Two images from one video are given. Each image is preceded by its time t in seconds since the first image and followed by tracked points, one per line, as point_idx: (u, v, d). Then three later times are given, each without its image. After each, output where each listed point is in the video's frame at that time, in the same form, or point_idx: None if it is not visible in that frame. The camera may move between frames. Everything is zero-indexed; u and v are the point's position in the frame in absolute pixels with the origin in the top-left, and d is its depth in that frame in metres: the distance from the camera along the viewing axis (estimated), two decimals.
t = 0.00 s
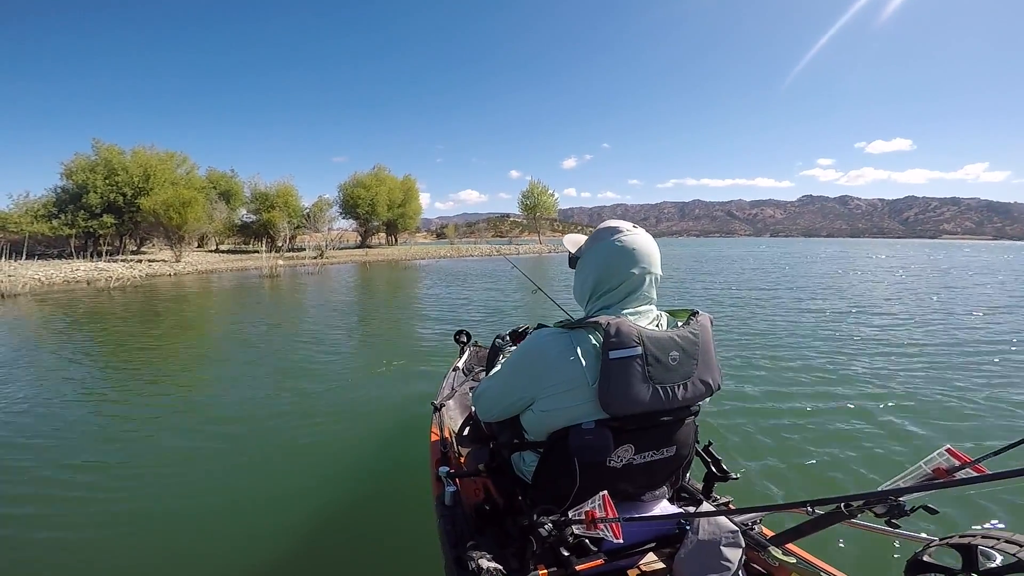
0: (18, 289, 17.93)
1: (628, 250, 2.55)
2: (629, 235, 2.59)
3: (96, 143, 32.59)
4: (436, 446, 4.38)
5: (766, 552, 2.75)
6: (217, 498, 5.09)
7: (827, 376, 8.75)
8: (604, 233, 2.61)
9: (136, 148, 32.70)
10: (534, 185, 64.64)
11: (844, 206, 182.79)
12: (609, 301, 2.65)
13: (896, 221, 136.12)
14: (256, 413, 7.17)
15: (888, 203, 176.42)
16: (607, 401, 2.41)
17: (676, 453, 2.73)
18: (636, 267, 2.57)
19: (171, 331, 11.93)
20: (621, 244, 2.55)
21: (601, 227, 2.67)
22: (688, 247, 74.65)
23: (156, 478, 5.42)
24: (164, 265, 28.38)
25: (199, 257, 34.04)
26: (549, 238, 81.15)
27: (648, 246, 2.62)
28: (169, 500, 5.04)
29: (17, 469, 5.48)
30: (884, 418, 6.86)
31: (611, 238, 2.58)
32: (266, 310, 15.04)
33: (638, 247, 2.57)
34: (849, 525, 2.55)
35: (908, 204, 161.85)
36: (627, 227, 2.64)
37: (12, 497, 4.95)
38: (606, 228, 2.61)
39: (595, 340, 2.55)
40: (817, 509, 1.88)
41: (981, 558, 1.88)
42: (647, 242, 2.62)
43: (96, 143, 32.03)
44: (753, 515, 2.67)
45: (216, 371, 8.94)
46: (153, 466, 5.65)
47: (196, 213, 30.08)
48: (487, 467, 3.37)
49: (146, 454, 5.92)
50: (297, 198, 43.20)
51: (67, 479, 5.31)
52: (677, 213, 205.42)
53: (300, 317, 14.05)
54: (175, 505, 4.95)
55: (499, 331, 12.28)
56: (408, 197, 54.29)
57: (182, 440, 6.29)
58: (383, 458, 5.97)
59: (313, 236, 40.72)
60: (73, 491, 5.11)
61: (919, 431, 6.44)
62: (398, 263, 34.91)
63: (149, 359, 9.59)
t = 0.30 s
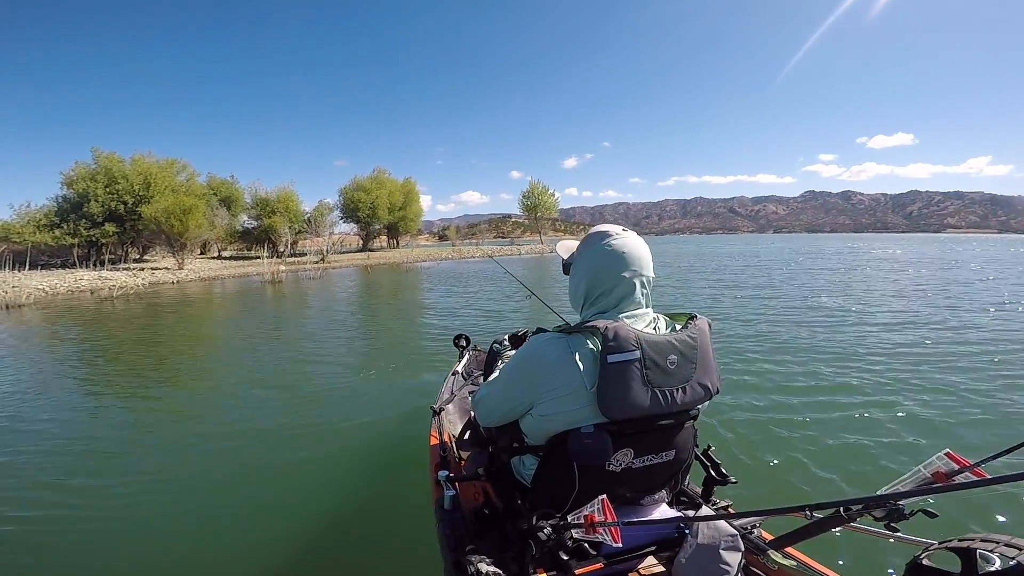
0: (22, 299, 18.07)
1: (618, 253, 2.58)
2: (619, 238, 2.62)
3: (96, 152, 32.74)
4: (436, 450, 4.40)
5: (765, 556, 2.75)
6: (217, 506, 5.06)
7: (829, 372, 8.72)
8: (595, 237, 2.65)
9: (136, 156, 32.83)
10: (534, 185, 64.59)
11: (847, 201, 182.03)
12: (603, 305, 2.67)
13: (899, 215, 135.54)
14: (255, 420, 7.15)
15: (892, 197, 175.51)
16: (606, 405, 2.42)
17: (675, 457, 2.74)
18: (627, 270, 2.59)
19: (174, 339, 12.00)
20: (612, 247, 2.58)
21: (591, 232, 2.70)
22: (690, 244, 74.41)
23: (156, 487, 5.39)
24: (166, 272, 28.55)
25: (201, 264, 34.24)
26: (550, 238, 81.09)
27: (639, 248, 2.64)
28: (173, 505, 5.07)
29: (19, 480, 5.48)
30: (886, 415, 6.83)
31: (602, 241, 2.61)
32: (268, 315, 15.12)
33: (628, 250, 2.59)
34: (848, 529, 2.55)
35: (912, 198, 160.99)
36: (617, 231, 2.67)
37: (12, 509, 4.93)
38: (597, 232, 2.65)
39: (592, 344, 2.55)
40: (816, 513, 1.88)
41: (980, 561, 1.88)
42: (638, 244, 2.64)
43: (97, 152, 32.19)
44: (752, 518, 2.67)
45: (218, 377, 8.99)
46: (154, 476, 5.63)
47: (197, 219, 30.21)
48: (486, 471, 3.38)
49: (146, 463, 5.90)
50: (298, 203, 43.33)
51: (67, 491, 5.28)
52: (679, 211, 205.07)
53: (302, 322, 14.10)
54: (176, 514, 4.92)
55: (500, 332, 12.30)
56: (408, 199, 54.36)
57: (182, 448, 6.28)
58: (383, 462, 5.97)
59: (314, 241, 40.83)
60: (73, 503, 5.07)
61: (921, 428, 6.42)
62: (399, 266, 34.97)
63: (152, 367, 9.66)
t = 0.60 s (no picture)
0: (27, 301, 18.22)
1: (612, 257, 2.58)
2: (613, 242, 2.62)
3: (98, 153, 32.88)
4: (436, 452, 4.40)
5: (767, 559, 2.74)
6: (217, 509, 5.05)
7: (831, 371, 8.69)
8: (588, 242, 2.66)
9: (138, 156, 32.96)
10: (536, 183, 64.46)
11: (851, 198, 181.22)
12: (601, 310, 2.66)
13: (904, 212, 134.78)
14: (254, 421, 7.13)
15: (896, 194, 174.57)
16: (608, 409, 2.41)
17: (677, 460, 2.73)
18: (622, 273, 2.59)
19: (176, 340, 12.04)
20: (606, 251, 2.58)
21: (586, 236, 2.71)
22: (693, 242, 74.11)
23: (156, 491, 5.37)
24: (169, 273, 28.66)
25: (204, 265, 34.39)
26: (553, 237, 80.98)
27: (633, 251, 2.64)
28: (174, 506, 5.09)
29: (21, 483, 5.49)
30: (890, 414, 6.79)
31: (596, 246, 2.62)
32: (270, 316, 15.19)
33: (623, 253, 2.59)
34: (849, 532, 2.55)
35: (916, 195, 160.17)
36: (611, 234, 2.67)
37: (12, 514, 4.92)
38: (590, 236, 2.65)
39: (593, 348, 2.54)
40: (819, 515, 1.87)
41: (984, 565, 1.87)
42: (631, 247, 2.64)
43: (99, 154, 32.34)
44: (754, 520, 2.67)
45: (220, 378, 9.03)
46: (154, 479, 5.61)
47: (199, 220, 30.34)
48: (488, 474, 3.39)
49: (146, 467, 5.87)
50: (300, 203, 43.42)
51: (68, 495, 5.27)
52: (682, 209, 204.51)
53: (304, 322, 14.16)
54: (177, 517, 4.91)
55: (502, 332, 12.30)
56: (410, 198, 54.39)
57: (184, 450, 6.28)
58: (384, 462, 5.96)
59: (316, 240, 40.91)
60: (73, 507, 5.06)
61: (924, 427, 6.39)
62: (401, 265, 35.00)
63: (154, 368, 9.72)
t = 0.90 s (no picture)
0: (30, 296, 18.30)
1: (612, 255, 2.56)
2: (613, 241, 2.60)
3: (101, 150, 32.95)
4: (438, 451, 4.41)
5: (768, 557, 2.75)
6: (215, 506, 5.04)
7: (833, 371, 8.67)
8: (588, 241, 2.64)
9: (141, 153, 33.02)
10: (538, 182, 64.39)
11: (855, 198, 180.60)
12: (601, 309, 2.66)
13: (908, 212, 134.26)
14: (253, 418, 7.11)
15: (900, 193, 173.79)
16: (609, 407, 2.40)
17: (678, 458, 2.72)
18: (621, 272, 2.58)
19: (178, 336, 12.06)
20: (606, 251, 2.57)
21: (586, 235, 2.69)
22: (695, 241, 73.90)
23: (153, 489, 5.36)
24: (171, 269, 28.72)
25: (206, 262, 34.48)
26: (555, 235, 80.92)
27: (633, 250, 2.62)
28: (175, 504, 5.08)
29: (21, 480, 5.49)
30: (891, 414, 6.78)
31: (596, 245, 2.60)
32: (272, 312, 15.23)
33: (623, 251, 2.58)
34: (851, 530, 2.55)
35: (921, 195, 159.48)
36: (611, 233, 2.65)
37: (13, 511, 4.91)
38: (590, 235, 2.63)
39: (594, 346, 2.54)
40: (820, 513, 1.86)
41: (985, 563, 1.87)
42: (632, 246, 2.62)
43: (102, 150, 32.41)
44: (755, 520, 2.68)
45: (222, 374, 9.06)
46: (152, 476, 5.60)
47: (201, 217, 30.42)
48: (489, 472, 3.39)
49: (144, 464, 5.86)
50: (302, 200, 43.47)
51: (66, 492, 5.26)
52: (685, 208, 204.02)
53: (306, 318, 14.19)
54: (174, 515, 4.90)
55: (502, 330, 12.32)
56: (413, 196, 54.42)
57: (185, 447, 6.28)
58: (386, 459, 5.97)
59: (318, 237, 40.98)
60: (71, 504, 5.05)
61: (927, 427, 6.37)
62: (403, 263, 35.03)
63: (156, 364, 9.75)
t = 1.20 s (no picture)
0: (32, 289, 18.35)
1: (618, 254, 2.54)
2: (620, 240, 2.57)
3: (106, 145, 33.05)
4: (438, 448, 4.40)
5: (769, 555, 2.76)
6: (215, 503, 5.02)
7: (834, 375, 8.66)
8: (596, 238, 2.61)
9: (146, 148, 33.12)
10: (541, 183, 64.49)
11: (858, 203, 180.33)
12: (603, 307, 2.64)
13: (912, 218, 133.95)
14: (252, 415, 7.08)
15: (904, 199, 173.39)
16: (610, 405, 2.38)
17: (679, 457, 2.70)
18: (627, 271, 2.56)
19: (179, 331, 12.07)
20: (613, 250, 2.54)
21: (593, 232, 2.66)
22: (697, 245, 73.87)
23: (153, 484, 5.33)
24: (174, 264, 28.80)
25: (208, 257, 34.56)
26: (557, 236, 80.92)
27: (639, 251, 2.59)
28: (174, 500, 5.05)
29: (20, 473, 5.46)
30: (891, 419, 6.77)
31: (603, 243, 2.57)
32: (274, 309, 15.25)
33: (628, 252, 2.56)
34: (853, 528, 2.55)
35: (925, 200, 159.19)
36: (619, 232, 2.62)
37: (10, 505, 4.88)
38: (597, 232, 2.60)
39: (596, 343, 2.52)
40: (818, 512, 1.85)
41: (986, 561, 1.86)
42: (639, 247, 2.60)
43: (107, 145, 32.50)
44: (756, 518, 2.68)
45: (222, 370, 9.07)
46: (151, 472, 5.57)
47: (205, 212, 30.49)
48: (489, 470, 3.38)
49: (143, 460, 5.82)
50: (305, 198, 43.57)
51: (64, 488, 5.21)
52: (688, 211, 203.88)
53: (308, 315, 14.22)
54: (174, 511, 4.87)
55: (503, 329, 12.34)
56: (416, 195, 54.53)
57: (182, 443, 6.25)
58: (385, 457, 5.97)
59: (321, 235, 41.05)
60: (71, 500, 5.01)
61: (929, 433, 6.36)
62: (405, 261, 35.10)
63: (157, 358, 9.76)
